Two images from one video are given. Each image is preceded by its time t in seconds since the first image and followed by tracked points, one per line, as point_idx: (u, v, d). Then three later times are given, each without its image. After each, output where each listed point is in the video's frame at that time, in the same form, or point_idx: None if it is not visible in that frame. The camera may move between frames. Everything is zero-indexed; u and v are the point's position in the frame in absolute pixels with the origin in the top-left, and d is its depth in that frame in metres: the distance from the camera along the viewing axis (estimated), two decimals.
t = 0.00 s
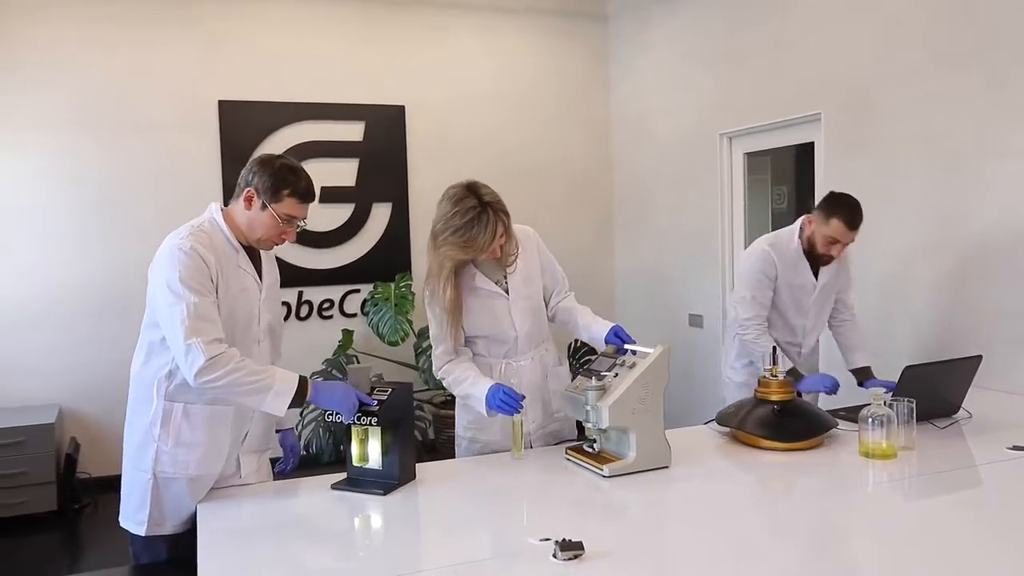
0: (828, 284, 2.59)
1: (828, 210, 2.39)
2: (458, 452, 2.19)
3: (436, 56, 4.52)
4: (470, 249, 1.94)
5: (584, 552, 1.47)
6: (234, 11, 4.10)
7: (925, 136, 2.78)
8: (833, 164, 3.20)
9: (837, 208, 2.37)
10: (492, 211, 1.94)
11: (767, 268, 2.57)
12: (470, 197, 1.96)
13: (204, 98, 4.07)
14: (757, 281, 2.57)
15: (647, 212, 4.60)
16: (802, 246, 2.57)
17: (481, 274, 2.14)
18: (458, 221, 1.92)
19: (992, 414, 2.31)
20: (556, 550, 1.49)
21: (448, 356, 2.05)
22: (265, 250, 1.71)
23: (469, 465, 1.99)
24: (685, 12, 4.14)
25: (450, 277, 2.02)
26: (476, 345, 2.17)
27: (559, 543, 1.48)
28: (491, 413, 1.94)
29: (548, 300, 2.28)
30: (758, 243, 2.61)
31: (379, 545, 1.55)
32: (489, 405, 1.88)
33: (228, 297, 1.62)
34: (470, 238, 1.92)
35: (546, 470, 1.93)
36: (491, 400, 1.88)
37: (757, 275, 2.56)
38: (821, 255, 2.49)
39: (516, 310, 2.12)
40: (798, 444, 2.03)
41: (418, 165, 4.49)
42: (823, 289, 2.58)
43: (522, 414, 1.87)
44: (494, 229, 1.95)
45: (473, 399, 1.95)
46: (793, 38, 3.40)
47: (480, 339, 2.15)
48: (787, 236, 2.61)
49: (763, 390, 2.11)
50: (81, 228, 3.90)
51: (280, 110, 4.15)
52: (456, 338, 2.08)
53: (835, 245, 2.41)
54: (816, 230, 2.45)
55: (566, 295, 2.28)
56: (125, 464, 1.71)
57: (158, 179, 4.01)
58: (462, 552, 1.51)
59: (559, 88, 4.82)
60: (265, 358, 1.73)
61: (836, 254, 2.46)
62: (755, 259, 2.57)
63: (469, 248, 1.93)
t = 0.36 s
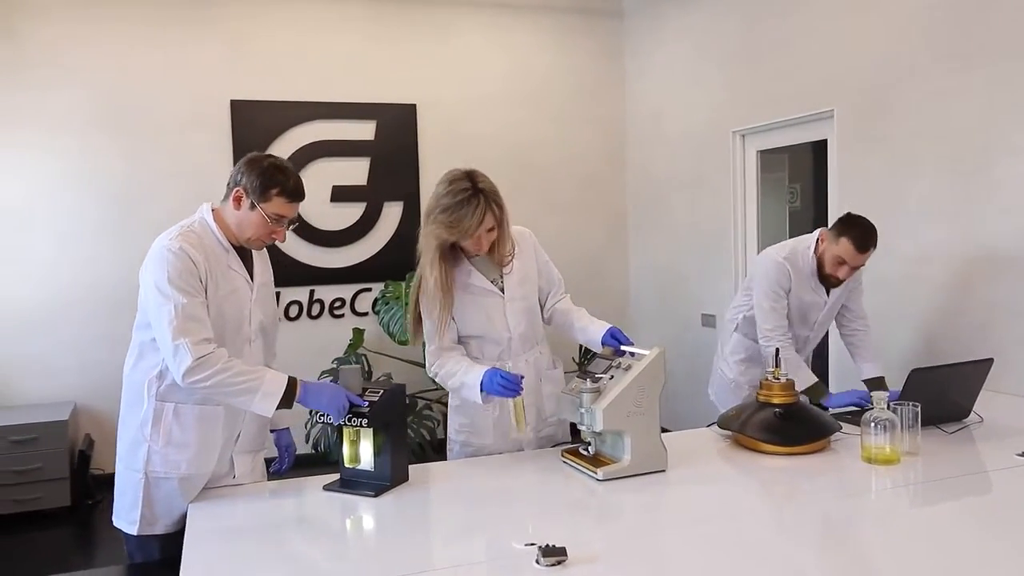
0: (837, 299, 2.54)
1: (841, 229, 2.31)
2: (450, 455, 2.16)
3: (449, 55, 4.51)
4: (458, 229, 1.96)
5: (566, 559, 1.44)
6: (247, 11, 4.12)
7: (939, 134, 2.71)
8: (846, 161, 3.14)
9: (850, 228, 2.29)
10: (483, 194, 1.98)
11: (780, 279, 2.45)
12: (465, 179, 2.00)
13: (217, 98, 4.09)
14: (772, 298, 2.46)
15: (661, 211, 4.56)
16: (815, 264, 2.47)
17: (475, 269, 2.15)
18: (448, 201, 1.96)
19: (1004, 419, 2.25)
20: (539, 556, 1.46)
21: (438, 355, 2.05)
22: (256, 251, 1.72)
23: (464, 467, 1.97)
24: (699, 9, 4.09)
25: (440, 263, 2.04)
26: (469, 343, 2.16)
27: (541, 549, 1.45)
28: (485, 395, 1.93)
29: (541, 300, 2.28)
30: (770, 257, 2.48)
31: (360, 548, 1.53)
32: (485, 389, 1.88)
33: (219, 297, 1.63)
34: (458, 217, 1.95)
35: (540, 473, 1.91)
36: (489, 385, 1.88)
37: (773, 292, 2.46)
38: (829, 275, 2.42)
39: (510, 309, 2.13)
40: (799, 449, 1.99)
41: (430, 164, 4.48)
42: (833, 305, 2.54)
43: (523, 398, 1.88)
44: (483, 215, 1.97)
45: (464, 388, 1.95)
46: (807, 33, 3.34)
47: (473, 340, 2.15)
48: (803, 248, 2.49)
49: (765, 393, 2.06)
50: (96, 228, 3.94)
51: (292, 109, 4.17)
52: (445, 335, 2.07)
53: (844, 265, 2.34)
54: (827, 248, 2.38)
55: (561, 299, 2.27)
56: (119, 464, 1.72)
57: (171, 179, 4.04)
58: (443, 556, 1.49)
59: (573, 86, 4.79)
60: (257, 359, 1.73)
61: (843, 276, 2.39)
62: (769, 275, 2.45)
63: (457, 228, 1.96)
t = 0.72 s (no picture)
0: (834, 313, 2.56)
1: (838, 245, 2.33)
2: (445, 456, 2.14)
3: (464, 53, 4.51)
4: (457, 205, 2.02)
5: (549, 561, 1.42)
6: (262, 10, 4.15)
7: (955, 129, 2.65)
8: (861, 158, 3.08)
9: (847, 244, 2.31)
10: (485, 174, 2.04)
11: (783, 295, 2.44)
12: (468, 159, 2.07)
13: (233, 97, 4.13)
14: (773, 316, 2.43)
15: (676, 207, 4.52)
16: (814, 279, 2.47)
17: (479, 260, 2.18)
18: (449, 177, 2.03)
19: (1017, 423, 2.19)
20: (522, 558, 1.45)
21: (437, 337, 2.07)
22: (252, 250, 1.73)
23: (462, 466, 1.97)
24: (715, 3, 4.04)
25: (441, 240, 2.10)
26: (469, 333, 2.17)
27: (525, 550, 1.44)
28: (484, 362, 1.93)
29: (541, 301, 2.25)
30: (770, 275, 2.47)
31: (346, 547, 1.53)
32: (482, 352, 1.89)
33: (214, 296, 1.64)
34: (456, 193, 2.00)
35: (536, 474, 1.90)
36: (485, 348, 1.89)
37: (774, 310, 2.43)
38: (825, 290, 2.44)
39: (508, 301, 2.14)
40: (800, 451, 1.96)
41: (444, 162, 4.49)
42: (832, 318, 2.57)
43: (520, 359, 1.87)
44: (482, 193, 2.03)
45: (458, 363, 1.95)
46: (822, 27, 3.29)
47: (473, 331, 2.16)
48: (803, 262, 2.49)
49: (767, 395, 2.03)
50: (115, 226, 4.00)
51: (306, 108, 4.19)
52: (445, 317, 2.11)
53: (840, 282, 2.36)
54: (823, 264, 2.39)
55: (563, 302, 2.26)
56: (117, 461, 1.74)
57: (189, 177, 4.09)
58: (428, 557, 1.48)
59: (588, 82, 4.76)
60: (253, 358, 1.74)
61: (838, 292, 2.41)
62: (769, 293, 2.44)
63: (455, 203, 2.02)
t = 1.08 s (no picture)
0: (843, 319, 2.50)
1: (851, 257, 2.23)
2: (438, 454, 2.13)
3: (477, 51, 4.50)
4: (458, 191, 2.04)
5: (530, 561, 1.41)
6: (275, 9, 4.17)
7: (970, 124, 2.59)
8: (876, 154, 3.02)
9: (862, 255, 2.21)
10: (489, 163, 2.06)
11: (788, 301, 2.41)
12: (473, 150, 2.10)
13: (248, 95, 4.16)
14: (779, 320, 2.41)
15: (691, 203, 4.48)
16: (825, 284, 2.42)
17: (481, 253, 2.19)
18: (454, 163, 2.06)
19: None
20: (504, 557, 1.44)
21: (433, 323, 2.08)
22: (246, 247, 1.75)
23: (458, 464, 1.96)
24: None
25: (444, 227, 2.11)
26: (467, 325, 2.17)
27: (507, 549, 1.43)
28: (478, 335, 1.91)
29: (540, 301, 2.22)
30: (776, 279, 2.44)
31: (332, 542, 1.54)
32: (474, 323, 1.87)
33: (207, 295, 1.66)
34: (458, 178, 2.03)
35: (531, 472, 1.89)
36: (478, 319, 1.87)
37: (779, 315, 2.41)
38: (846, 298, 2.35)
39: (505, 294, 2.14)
40: (800, 451, 1.93)
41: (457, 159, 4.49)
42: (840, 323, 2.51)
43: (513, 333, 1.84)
44: (483, 181, 2.04)
45: (452, 339, 1.95)
46: (836, 20, 3.23)
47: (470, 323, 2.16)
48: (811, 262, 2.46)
49: (768, 395, 2.00)
50: (132, 223, 4.06)
51: (320, 106, 4.21)
52: (444, 302, 2.12)
53: (861, 290, 2.28)
54: (839, 276, 2.30)
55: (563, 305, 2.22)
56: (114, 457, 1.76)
57: (204, 175, 4.13)
58: (411, 555, 1.48)
59: (603, 78, 4.72)
60: (247, 354, 1.77)
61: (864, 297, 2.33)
62: (776, 297, 2.41)
63: (457, 189, 2.04)
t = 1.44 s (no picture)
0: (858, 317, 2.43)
1: (861, 255, 2.18)
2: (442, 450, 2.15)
3: (492, 47, 4.48)
4: (459, 188, 2.02)
5: (517, 562, 1.40)
6: (291, 7, 4.19)
7: (988, 118, 2.52)
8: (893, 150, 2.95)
9: (872, 254, 2.16)
10: (492, 160, 2.03)
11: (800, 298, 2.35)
12: (477, 147, 2.07)
13: (263, 93, 4.19)
14: (790, 319, 2.36)
15: (708, 200, 4.43)
16: (836, 283, 2.36)
17: (486, 250, 2.17)
18: (457, 161, 2.04)
19: None
20: (490, 557, 1.42)
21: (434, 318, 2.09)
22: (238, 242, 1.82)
23: (458, 463, 1.96)
24: None
25: (447, 225, 2.10)
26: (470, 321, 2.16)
27: (494, 550, 1.42)
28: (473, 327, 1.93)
29: (543, 299, 2.18)
30: (786, 277, 2.39)
31: (327, 538, 1.54)
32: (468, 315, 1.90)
33: (197, 289, 1.74)
34: (459, 176, 2.01)
35: (530, 471, 1.87)
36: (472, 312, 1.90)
37: (789, 313, 2.36)
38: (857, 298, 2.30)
39: (506, 291, 2.11)
40: (805, 452, 1.89)
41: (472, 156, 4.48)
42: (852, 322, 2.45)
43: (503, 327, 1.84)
44: (485, 179, 2.01)
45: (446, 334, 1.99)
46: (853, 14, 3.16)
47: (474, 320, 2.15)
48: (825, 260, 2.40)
49: (772, 395, 1.97)
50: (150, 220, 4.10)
51: (335, 103, 4.22)
52: (445, 297, 2.12)
53: (873, 288, 2.22)
54: (849, 275, 2.25)
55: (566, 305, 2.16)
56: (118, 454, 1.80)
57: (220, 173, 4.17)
58: (404, 553, 1.47)
59: (620, 74, 4.68)
60: (243, 346, 1.84)
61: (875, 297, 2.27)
62: (787, 295, 2.36)
63: (458, 186, 2.01)
